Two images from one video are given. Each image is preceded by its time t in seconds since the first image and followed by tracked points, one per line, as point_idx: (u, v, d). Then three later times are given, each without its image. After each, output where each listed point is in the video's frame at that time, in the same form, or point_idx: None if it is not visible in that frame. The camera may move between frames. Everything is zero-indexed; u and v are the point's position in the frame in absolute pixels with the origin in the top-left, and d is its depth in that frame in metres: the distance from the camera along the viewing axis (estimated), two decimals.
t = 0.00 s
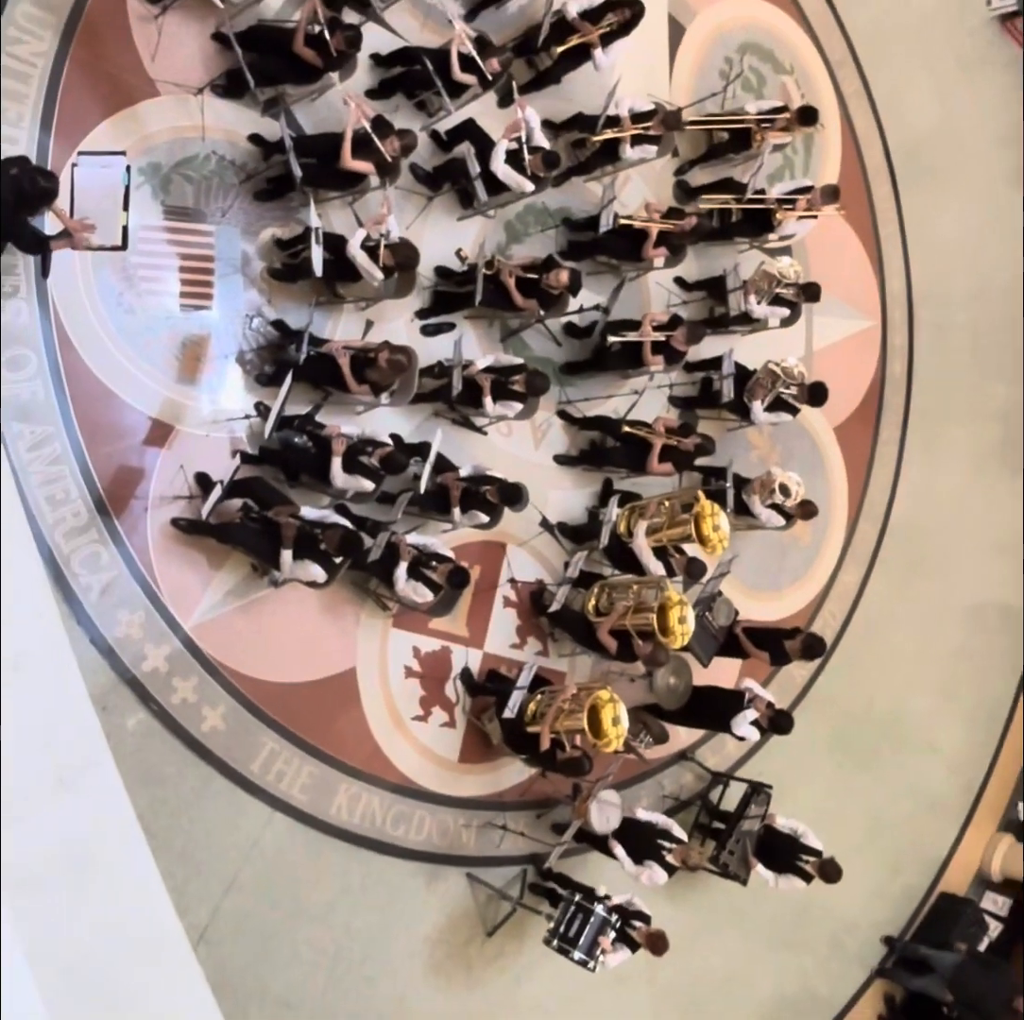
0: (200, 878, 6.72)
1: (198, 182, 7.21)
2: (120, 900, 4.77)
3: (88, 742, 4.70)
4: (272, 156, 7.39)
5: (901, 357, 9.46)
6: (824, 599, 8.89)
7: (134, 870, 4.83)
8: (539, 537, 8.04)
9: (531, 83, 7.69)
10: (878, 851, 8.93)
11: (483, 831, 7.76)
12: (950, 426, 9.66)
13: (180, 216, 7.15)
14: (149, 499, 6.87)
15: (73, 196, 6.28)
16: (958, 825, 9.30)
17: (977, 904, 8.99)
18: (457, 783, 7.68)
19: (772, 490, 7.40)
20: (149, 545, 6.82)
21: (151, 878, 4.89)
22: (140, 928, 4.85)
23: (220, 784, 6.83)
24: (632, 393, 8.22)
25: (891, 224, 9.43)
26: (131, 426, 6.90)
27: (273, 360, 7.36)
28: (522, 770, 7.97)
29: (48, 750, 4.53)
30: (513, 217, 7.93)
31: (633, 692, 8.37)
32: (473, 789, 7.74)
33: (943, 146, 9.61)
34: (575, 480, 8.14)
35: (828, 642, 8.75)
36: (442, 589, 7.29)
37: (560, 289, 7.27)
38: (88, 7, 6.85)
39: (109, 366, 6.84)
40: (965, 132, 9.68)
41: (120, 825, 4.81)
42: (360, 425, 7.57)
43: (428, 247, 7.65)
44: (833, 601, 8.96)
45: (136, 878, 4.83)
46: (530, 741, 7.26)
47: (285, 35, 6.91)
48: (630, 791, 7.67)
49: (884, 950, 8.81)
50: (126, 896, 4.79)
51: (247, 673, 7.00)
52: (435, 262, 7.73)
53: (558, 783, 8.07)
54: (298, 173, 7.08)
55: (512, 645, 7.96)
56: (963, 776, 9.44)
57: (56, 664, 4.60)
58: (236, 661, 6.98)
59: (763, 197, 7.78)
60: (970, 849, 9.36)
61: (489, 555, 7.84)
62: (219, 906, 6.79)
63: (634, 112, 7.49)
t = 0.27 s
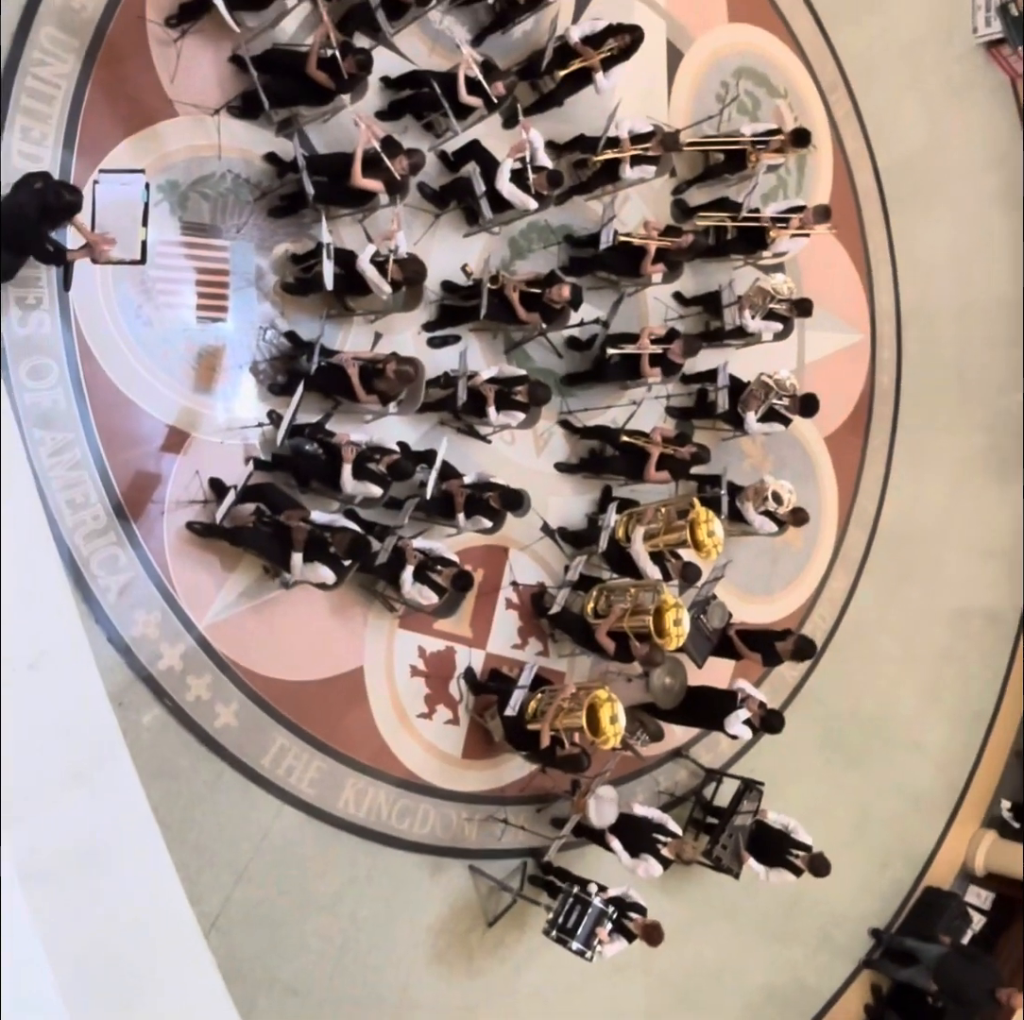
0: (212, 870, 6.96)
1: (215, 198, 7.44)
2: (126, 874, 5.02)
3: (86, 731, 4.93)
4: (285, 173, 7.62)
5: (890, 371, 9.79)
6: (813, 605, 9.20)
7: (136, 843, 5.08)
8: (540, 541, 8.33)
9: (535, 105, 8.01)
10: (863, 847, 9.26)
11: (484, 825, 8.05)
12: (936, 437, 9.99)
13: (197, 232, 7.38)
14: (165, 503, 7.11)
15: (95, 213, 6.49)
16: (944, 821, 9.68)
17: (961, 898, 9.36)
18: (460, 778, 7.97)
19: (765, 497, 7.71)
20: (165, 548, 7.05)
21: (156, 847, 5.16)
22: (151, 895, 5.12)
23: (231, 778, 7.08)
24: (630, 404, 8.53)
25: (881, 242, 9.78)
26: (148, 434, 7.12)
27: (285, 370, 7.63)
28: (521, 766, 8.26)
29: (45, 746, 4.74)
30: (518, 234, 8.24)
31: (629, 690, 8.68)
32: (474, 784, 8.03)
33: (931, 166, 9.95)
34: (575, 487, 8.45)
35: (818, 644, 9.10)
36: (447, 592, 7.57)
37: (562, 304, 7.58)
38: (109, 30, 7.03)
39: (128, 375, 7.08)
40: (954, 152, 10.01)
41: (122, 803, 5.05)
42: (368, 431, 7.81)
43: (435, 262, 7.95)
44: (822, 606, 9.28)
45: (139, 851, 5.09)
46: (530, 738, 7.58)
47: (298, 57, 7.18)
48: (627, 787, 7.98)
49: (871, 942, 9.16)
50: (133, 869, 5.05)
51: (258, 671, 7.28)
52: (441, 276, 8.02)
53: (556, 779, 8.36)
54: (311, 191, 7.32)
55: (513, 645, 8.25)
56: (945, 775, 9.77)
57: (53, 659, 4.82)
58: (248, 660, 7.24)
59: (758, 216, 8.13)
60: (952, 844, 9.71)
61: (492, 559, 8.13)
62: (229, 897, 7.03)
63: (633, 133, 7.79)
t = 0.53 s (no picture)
0: (218, 865, 7.12)
1: (224, 209, 7.61)
2: (131, 864, 5.18)
3: (89, 726, 5.04)
4: (292, 185, 7.79)
5: (882, 380, 9.99)
6: (806, 607, 9.40)
7: (138, 836, 5.24)
8: (540, 545, 8.52)
9: (536, 120, 8.23)
10: (854, 845, 9.50)
11: (484, 822, 8.25)
12: (927, 445, 10.19)
13: (206, 242, 7.55)
14: (173, 506, 7.28)
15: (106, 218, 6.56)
16: (933, 820, 9.93)
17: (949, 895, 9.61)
18: (461, 776, 8.16)
19: (760, 503, 7.90)
20: (173, 550, 7.22)
21: (161, 838, 5.33)
22: (154, 886, 5.30)
23: (236, 776, 7.23)
24: (629, 411, 8.72)
25: (873, 253, 9.98)
26: (158, 439, 7.29)
27: (292, 377, 7.79)
28: (519, 764, 8.45)
29: (46, 744, 4.83)
30: (519, 245, 8.44)
31: (626, 691, 8.88)
32: (474, 781, 8.22)
33: (922, 180, 10.18)
34: (575, 492, 8.66)
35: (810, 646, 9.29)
36: (449, 594, 7.75)
37: (562, 313, 7.77)
38: (121, 45, 7.20)
39: (138, 381, 7.25)
40: (944, 167, 10.24)
41: (124, 798, 5.19)
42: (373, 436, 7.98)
43: (438, 272, 8.15)
44: (814, 610, 9.47)
45: (141, 846, 5.24)
46: (529, 737, 7.76)
47: (306, 72, 7.37)
48: (624, 785, 8.19)
49: (862, 938, 9.42)
50: (139, 859, 5.22)
51: (264, 671, 7.45)
52: (444, 286, 8.22)
53: (554, 777, 8.55)
54: (317, 202, 7.49)
55: (513, 646, 8.44)
56: (934, 776, 9.99)
57: (59, 655, 4.90)
58: (254, 660, 7.41)
59: (754, 229, 8.34)
60: (939, 843, 9.93)
61: (493, 562, 8.33)
62: (234, 891, 7.18)
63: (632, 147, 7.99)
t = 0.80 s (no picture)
0: (225, 858, 7.29)
1: (232, 217, 7.80)
2: (130, 871, 5.30)
3: (90, 718, 5.20)
4: (299, 193, 7.97)
5: (876, 385, 10.18)
6: (800, 607, 9.60)
7: (138, 841, 5.39)
8: (540, 546, 8.71)
9: (537, 131, 8.44)
10: (846, 842, 9.68)
11: (485, 816, 8.44)
12: (920, 449, 10.39)
13: (215, 249, 7.73)
14: (183, 507, 7.46)
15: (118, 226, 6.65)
16: (924, 817, 10.12)
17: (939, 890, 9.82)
18: (462, 772, 8.35)
19: (755, 505, 8.08)
20: (182, 550, 7.40)
21: (161, 845, 5.47)
22: (153, 893, 5.42)
23: (243, 771, 7.40)
24: (628, 414, 8.90)
25: (867, 262, 10.17)
26: (168, 441, 7.48)
27: (298, 381, 7.96)
28: (519, 761, 8.64)
29: (49, 742, 4.95)
30: (521, 253, 8.65)
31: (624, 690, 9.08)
32: (476, 777, 8.41)
33: (914, 190, 10.39)
34: (574, 495, 8.86)
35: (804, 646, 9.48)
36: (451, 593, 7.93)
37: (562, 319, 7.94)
38: (133, 56, 7.37)
39: (149, 385, 7.43)
40: (936, 177, 10.45)
41: (126, 803, 5.35)
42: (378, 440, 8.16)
43: (442, 278, 8.35)
44: (808, 611, 9.65)
45: (141, 852, 5.38)
46: (528, 734, 7.94)
47: (314, 83, 7.58)
48: (621, 781, 8.40)
49: (854, 932, 9.63)
50: (138, 866, 5.35)
51: (270, 668, 7.63)
52: (447, 293, 8.42)
53: (553, 773, 8.74)
54: (324, 210, 7.68)
55: (513, 644, 8.64)
56: (925, 774, 10.18)
57: (64, 655, 5.03)
58: (260, 657, 7.59)
59: (750, 237, 8.54)
60: (930, 839, 10.12)
61: (494, 563, 8.52)
62: (240, 884, 7.35)
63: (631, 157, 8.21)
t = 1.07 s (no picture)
0: (230, 852, 7.44)
1: (240, 224, 7.97)
2: (130, 870, 4.99)
3: (103, 715, 4.89)
4: (305, 201, 8.13)
5: (871, 390, 10.34)
6: (795, 608, 9.76)
7: (141, 840, 5.04)
8: (539, 547, 8.89)
9: (539, 140, 8.61)
10: (841, 840, 9.83)
11: (485, 811, 8.59)
12: (914, 453, 10.55)
13: (223, 255, 7.90)
14: (190, 508, 7.62)
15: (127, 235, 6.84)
16: (917, 816, 10.27)
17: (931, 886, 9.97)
18: (464, 768, 8.51)
19: (752, 507, 8.23)
20: (190, 550, 7.56)
21: (165, 843, 5.12)
22: (153, 893, 5.09)
23: (247, 766, 7.55)
24: (626, 418, 9.10)
25: (862, 268, 10.34)
26: (176, 443, 7.64)
27: (303, 384, 8.09)
28: (519, 758, 8.80)
29: (51, 741, 4.68)
30: (522, 260, 8.82)
31: (622, 688, 9.24)
32: (476, 773, 8.57)
33: (908, 198, 10.56)
34: (574, 497, 9.03)
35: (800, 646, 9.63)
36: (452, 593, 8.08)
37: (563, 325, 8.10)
38: (143, 66, 7.55)
39: (157, 388, 7.60)
40: (929, 185, 10.63)
41: (128, 800, 5.00)
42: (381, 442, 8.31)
43: (445, 284, 8.52)
44: (803, 611, 9.81)
45: (142, 851, 5.04)
46: (528, 731, 8.10)
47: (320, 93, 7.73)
48: (619, 778, 8.56)
49: (848, 927, 9.78)
50: (138, 866, 5.02)
51: (275, 665, 7.78)
52: (450, 298, 8.58)
53: (552, 770, 8.89)
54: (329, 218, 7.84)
55: (514, 644, 8.81)
56: (918, 772, 10.33)
57: (69, 652, 4.75)
58: (265, 655, 7.74)
59: (747, 245, 8.71)
60: (923, 837, 10.28)
61: (495, 563, 8.69)
62: (245, 878, 7.50)
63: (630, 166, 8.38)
